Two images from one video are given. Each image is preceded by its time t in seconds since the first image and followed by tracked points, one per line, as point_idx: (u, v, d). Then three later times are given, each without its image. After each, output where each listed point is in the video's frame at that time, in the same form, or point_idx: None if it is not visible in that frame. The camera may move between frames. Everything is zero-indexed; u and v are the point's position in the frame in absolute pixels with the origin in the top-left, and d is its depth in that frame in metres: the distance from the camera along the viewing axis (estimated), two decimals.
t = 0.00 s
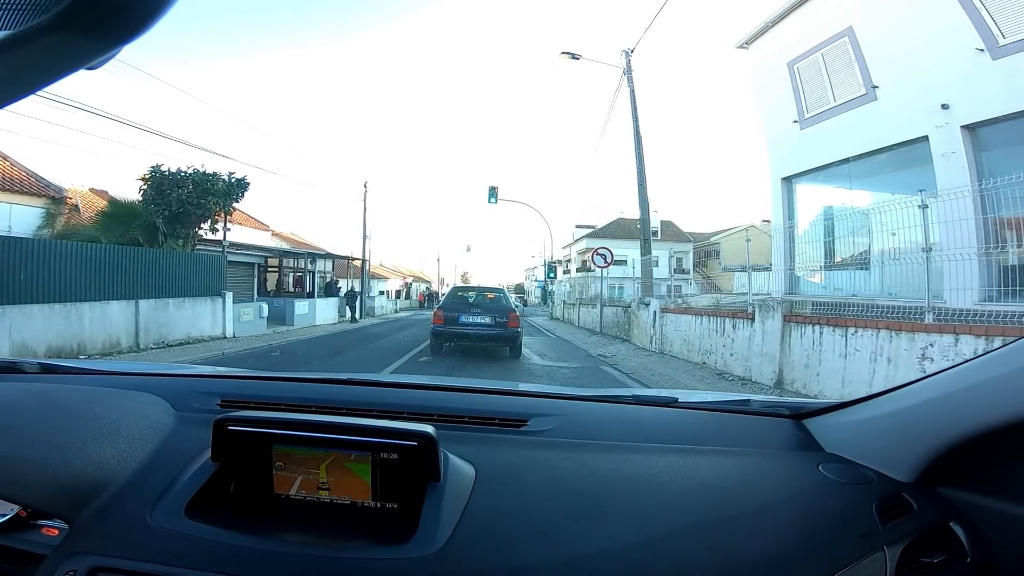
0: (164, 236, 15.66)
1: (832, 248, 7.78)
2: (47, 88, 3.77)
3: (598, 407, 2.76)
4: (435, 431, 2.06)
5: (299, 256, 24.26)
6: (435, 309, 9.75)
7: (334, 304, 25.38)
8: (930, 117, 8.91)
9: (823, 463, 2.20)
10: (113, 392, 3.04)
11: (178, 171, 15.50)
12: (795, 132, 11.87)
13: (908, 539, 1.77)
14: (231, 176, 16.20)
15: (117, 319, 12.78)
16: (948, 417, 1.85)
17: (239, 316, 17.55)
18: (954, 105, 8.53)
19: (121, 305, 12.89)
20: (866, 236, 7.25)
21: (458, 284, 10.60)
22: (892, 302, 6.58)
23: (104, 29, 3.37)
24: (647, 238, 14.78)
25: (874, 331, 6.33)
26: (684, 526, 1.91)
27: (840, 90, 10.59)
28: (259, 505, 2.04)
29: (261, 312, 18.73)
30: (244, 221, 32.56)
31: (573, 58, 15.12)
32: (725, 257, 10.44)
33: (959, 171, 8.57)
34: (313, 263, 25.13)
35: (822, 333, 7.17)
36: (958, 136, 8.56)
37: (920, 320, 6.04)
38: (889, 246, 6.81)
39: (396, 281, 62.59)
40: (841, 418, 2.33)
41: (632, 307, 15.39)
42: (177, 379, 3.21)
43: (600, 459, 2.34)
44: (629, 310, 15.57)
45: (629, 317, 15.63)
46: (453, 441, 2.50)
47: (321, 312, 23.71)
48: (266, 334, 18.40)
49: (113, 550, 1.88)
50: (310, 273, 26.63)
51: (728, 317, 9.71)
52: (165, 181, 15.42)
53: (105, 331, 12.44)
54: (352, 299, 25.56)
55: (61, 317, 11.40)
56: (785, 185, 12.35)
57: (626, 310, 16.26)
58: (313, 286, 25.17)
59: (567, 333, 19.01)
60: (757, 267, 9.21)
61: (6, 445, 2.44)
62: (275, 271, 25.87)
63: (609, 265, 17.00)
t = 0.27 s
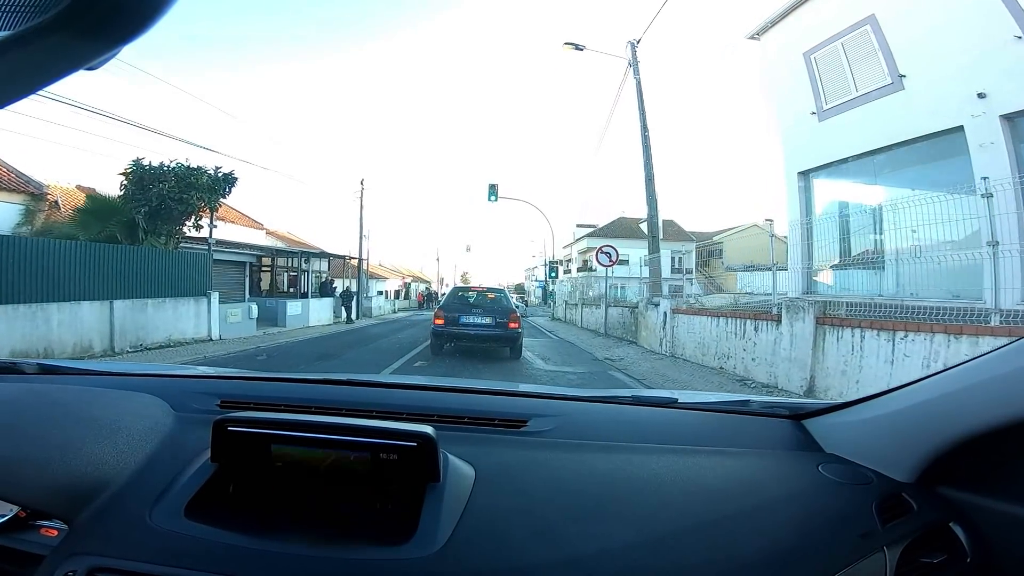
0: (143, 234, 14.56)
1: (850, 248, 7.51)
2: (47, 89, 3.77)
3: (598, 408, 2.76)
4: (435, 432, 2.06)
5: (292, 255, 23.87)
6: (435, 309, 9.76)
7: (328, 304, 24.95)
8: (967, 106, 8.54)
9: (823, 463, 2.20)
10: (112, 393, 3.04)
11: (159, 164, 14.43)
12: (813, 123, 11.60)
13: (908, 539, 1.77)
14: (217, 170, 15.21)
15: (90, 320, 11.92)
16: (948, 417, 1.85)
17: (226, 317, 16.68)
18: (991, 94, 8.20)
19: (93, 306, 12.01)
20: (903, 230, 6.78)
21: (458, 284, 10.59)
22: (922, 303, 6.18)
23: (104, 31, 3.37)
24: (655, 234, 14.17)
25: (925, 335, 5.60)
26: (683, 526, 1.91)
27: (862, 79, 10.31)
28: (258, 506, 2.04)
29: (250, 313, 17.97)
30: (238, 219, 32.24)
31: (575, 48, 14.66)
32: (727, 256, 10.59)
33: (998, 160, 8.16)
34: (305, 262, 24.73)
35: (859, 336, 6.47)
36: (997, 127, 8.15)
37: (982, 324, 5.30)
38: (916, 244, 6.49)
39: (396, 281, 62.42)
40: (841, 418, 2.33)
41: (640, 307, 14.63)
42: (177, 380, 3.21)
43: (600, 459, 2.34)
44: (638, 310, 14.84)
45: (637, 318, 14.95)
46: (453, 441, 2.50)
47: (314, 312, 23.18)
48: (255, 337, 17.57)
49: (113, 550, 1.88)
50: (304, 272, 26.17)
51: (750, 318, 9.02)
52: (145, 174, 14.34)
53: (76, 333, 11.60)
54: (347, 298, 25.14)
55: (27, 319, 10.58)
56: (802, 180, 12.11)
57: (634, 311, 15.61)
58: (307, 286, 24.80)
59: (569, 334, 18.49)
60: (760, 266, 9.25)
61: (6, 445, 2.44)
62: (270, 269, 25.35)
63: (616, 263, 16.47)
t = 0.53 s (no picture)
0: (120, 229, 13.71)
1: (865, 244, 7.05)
2: (46, 90, 3.77)
3: (598, 408, 2.76)
4: (434, 432, 2.06)
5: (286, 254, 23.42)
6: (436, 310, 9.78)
7: (322, 303, 24.40)
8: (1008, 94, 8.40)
9: (824, 464, 2.19)
10: (113, 394, 3.05)
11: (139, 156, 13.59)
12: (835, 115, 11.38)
13: (908, 539, 1.77)
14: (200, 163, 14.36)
15: (57, 322, 11.06)
16: (949, 417, 1.85)
17: (210, 318, 15.83)
18: None
19: (60, 306, 11.12)
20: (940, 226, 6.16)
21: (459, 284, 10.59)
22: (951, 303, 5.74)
23: (104, 31, 3.37)
24: (665, 231, 13.38)
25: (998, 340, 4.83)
26: (682, 526, 1.91)
27: (889, 66, 10.15)
28: (259, 507, 2.04)
29: (237, 314, 16.97)
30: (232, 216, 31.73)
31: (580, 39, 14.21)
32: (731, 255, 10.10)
33: None
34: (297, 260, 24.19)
35: (910, 340, 5.71)
36: None
37: None
38: (944, 242, 6.02)
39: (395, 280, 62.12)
40: (842, 418, 2.33)
41: (650, 307, 13.78)
42: (177, 381, 3.21)
43: (600, 459, 2.34)
44: (648, 309, 14.04)
45: (646, 319, 14.18)
46: (452, 441, 2.50)
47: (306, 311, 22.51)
48: (244, 338, 16.79)
49: (113, 551, 1.88)
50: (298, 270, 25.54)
51: (777, 321, 8.23)
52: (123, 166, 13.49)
53: (41, 336, 10.73)
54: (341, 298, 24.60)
55: None
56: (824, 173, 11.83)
57: (642, 312, 14.79)
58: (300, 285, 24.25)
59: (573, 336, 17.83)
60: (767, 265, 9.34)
61: (6, 446, 2.45)
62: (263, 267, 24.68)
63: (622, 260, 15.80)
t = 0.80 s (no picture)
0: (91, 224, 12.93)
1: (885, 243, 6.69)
2: (46, 90, 3.76)
3: (598, 408, 2.76)
4: (435, 432, 2.06)
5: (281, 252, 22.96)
6: (436, 309, 9.78)
7: (315, 303, 23.74)
8: None
9: (824, 464, 2.19)
10: (113, 394, 3.04)
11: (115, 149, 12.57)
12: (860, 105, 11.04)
13: (909, 540, 1.77)
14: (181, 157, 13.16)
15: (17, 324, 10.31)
16: (949, 417, 1.85)
17: (190, 319, 15.17)
18: None
19: (20, 306, 10.38)
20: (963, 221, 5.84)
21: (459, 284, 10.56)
22: (979, 305, 5.34)
23: (104, 31, 3.36)
24: (676, 226, 12.65)
25: None
26: (682, 527, 1.91)
27: (920, 55, 9.49)
28: (259, 507, 2.04)
29: (220, 314, 16.44)
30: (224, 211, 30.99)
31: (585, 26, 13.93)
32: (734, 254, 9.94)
33: None
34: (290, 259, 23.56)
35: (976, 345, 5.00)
36: None
37: None
38: (972, 239, 5.62)
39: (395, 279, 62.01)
40: (842, 419, 2.32)
41: (658, 308, 13.13)
42: (177, 381, 3.21)
43: (600, 460, 2.34)
44: (658, 310, 13.28)
45: (655, 319, 13.40)
46: (453, 441, 2.51)
47: (297, 311, 21.82)
48: (228, 339, 16.28)
49: (114, 551, 1.88)
50: (291, 269, 24.90)
51: (809, 323, 7.48)
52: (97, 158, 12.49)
53: None
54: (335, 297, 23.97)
55: None
56: (846, 166, 11.74)
57: (648, 313, 14.14)
58: (292, 284, 23.56)
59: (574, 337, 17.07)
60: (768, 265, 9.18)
61: (6, 447, 2.45)
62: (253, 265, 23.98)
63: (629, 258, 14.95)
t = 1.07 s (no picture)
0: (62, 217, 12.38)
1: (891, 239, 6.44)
2: (47, 89, 3.76)
3: (598, 408, 2.76)
4: (435, 432, 2.06)
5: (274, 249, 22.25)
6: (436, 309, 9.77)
7: (308, 303, 22.90)
8: None
9: (824, 464, 2.19)
10: (114, 393, 3.05)
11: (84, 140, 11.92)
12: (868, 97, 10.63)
13: (909, 540, 1.77)
14: (154, 148, 12.32)
15: None
16: (949, 417, 1.85)
17: (170, 320, 14.12)
18: None
19: None
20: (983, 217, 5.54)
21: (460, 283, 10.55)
22: None
23: (104, 30, 3.36)
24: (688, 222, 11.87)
25: None
26: (683, 527, 1.91)
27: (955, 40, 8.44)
28: (260, 507, 2.04)
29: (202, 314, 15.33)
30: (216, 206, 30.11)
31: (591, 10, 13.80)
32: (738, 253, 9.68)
33: None
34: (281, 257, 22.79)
35: None
36: None
37: None
38: (996, 233, 5.34)
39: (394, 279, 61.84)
40: (842, 418, 2.32)
41: (671, 307, 12.39)
42: (177, 381, 3.21)
43: (600, 459, 2.34)
44: (670, 311, 12.46)
45: (667, 321, 12.60)
46: (453, 441, 2.51)
47: (287, 310, 21.03)
48: (216, 340, 15.31)
49: (113, 550, 1.88)
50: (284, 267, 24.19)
51: (850, 325, 6.74)
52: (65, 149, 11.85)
53: None
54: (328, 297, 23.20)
55: None
56: (871, 157, 10.45)
57: (659, 313, 13.37)
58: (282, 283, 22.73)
59: (579, 339, 16.24)
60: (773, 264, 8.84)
61: (7, 446, 2.45)
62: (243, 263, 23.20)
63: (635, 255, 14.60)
